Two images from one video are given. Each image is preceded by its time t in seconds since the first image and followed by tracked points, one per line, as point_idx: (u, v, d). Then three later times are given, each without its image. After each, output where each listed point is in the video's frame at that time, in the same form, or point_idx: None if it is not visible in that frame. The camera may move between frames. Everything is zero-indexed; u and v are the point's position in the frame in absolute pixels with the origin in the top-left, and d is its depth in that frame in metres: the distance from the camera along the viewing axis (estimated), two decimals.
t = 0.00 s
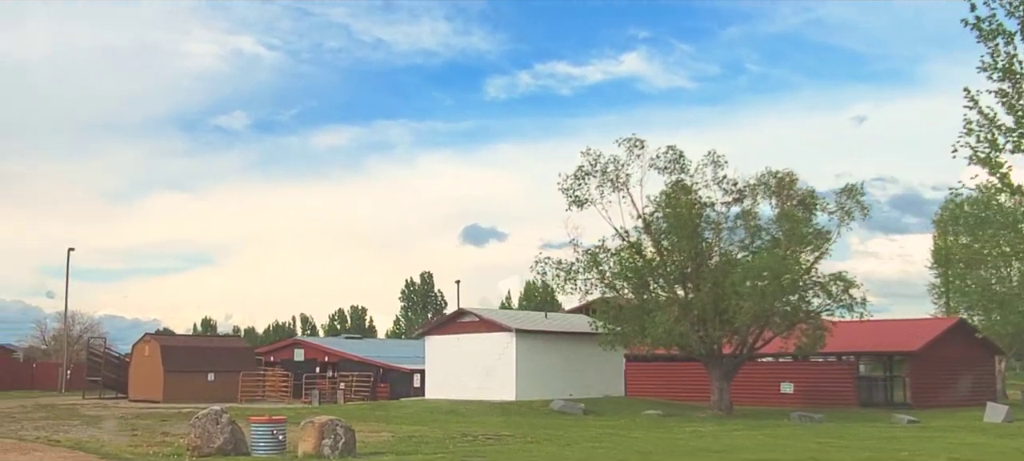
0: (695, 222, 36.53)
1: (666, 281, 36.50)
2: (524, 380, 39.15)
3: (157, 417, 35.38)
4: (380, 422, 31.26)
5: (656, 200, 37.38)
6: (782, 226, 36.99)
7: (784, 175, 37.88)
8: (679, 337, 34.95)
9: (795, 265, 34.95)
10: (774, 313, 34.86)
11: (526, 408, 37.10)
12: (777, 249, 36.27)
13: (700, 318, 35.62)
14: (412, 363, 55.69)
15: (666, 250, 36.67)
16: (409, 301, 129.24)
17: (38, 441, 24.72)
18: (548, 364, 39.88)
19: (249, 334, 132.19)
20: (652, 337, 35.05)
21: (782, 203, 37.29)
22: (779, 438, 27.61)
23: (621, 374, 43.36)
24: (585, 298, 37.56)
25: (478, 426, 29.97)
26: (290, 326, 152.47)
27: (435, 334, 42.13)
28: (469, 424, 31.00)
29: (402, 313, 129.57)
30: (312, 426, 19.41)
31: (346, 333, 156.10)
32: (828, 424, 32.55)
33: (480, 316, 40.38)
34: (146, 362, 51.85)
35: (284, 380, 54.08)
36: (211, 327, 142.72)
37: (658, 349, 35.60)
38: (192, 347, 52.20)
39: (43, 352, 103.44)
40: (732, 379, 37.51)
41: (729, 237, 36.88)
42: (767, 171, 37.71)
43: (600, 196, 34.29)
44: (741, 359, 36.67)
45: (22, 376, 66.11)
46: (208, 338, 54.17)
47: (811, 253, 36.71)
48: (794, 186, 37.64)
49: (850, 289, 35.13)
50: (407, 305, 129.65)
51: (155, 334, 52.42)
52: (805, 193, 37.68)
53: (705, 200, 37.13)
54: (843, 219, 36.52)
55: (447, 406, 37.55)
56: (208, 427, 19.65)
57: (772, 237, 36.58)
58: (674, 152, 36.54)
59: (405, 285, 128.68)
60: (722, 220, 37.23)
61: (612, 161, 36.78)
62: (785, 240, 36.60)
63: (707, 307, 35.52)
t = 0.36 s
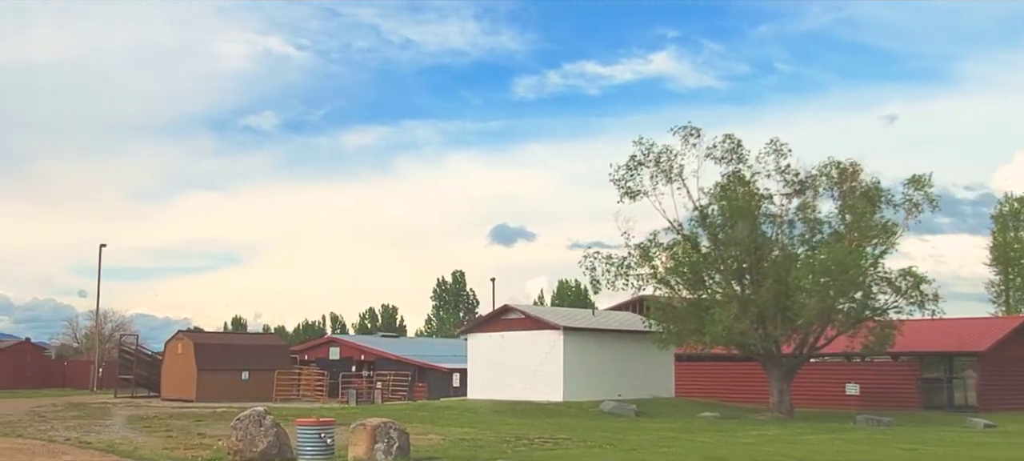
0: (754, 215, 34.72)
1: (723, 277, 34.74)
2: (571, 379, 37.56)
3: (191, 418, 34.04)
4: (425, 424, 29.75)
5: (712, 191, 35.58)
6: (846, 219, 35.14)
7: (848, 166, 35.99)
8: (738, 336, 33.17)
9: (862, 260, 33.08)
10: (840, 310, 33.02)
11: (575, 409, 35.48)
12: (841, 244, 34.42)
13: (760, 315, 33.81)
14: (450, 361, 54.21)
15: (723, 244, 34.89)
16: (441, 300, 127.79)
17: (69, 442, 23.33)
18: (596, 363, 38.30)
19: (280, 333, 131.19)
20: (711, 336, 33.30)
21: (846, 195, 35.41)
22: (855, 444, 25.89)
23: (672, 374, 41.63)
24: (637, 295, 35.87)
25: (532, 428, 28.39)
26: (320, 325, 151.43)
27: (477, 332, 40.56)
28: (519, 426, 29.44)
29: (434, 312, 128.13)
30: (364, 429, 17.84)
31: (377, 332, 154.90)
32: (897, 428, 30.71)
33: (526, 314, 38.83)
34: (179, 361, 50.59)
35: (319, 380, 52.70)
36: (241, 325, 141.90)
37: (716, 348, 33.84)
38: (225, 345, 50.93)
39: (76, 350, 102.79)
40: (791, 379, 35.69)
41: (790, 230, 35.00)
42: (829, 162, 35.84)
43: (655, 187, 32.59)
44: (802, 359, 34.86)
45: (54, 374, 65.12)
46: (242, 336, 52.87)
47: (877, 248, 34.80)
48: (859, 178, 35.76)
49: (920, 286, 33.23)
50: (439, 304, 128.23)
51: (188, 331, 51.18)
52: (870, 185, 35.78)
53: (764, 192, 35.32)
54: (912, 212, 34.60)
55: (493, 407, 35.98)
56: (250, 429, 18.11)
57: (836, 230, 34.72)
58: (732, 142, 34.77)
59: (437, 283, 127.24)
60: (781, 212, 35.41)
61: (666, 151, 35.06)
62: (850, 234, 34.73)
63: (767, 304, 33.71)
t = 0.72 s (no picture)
0: (830, 204, 32.64)
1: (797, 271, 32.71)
2: (631, 379, 35.66)
3: (235, 418, 32.44)
4: (483, 427, 27.96)
5: (784, 180, 33.60)
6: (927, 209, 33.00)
7: (931, 154, 33.79)
8: (815, 333, 31.12)
9: (949, 253, 30.89)
10: (924, 306, 30.90)
11: (638, 411, 33.58)
12: (924, 236, 32.27)
13: (837, 312, 31.73)
14: (498, 360, 52.45)
15: (797, 236, 32.82)
16: (480, 297, 126.19)
17: (110, 444, 21.68)
18: (658, 362, 36.38)
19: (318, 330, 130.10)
20: (785, 333, 31.26)
21: (929, 185, 33.27)
22: (957, 453, 23.84)
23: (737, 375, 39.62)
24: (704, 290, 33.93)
25: (601, 432, 26.52)
26: (357, 323, 150.24)
27: (531, 330, 38.68)
28: (585, 430, 27.59)
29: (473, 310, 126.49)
30: (433, 434, 16.09)
31: (415, 329, 153.66)
32: (990, 435, 28.58)
33: (583, 311, 36.95)
34: (221, 358, 49.10)
35: (364, 378, 51.03)
36: (278, 323, 140.96)
37: (790, 345, 31.81)
38: (269, 342, 49.34)
39: (115, 347, 101.97)
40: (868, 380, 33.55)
41: (869, 222, 32.92)
42: (910, 150, 33.77)
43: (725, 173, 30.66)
44: (881, 359, 32.73)
45: (93, 370, 63.92)
46: (284, 332, 51.29)
47: (964, 240, 32.54)
48: (941, 166, 33.57)
49: (1011, 281, 30.99)
50: (478, 301, 126.59)
51: (231, 328, 49.68)
52: (954, 173, 33.57)
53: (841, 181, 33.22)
54: (1002, 202, 32.37)
55: (551, 409, 34.13)
56: (307, 433, 16.39)
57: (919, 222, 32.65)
58: (807, 127, 32.70)
59: (476, 281, 125.65)
60: (858, 203, 33.30)
61: (735, 137, 33.14)
62: (934, 225, 32.56)
63: (846, 300, 31.59)
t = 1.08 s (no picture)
0: (921, 196, 30.50)
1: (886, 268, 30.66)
2: (704, 381, 33.65)
3: (288, 419, 30.82)
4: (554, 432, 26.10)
5: (869, 171, 31.55)
6: None
7: None
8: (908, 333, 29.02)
9: None
10: None
11: (713, 416, 31.58)
12: None
13: (931, 311, 29.58)
14: (553, 361, 50.55)
15: (887, 231, 30.82)
16: (525, 298, 124.33)
17: (158, 448, 19.95)
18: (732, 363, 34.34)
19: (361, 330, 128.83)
20: (875, 333, 29.19)
21: None
22: None
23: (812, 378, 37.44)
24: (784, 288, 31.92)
25: (683, 439, 24.54)
26: (400, 323, 148.91)
27: (594, 329, 36.78)
28: (663, 436, 25.66)
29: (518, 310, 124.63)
30: (523, 443, 14.25)
31: (458, 330, 152.10)
32: None
33: (652, 309, 34.99)
34: (269, 356, 47.63)
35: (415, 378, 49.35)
36: (321, 322, 139.96)
37: (879, 346, 29.70)
38: (319, 340, 47.78)
39: (160, 345, 101.08)
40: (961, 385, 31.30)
41: (965, 214, 30.50)
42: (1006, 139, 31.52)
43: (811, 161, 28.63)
44: (976, 362, 30.50)
45: (138, 369, 62.76)
46: (334, 331, 49.74)
47: None
48: None
49: None
50: (523, 302, 124.72)
51: (279, 326, 48.17)
52: None
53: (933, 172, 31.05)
54: None
55: (620, 413, 32.20)
56: (381, 441, 14.65)
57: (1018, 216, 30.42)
58: (896, 114, 30.59)
59: (522, 280, 123.77)
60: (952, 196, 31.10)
61: (819, 125, 31.10)
62: None
63: (940, 299, 29.43)
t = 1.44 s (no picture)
0: None
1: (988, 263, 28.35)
2: (785, 384, 31.51)
3: (343, 421, 29.09)
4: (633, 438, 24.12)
5: (967, 158, 29.19)
6: None
7: None
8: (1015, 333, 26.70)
9: None
10: None
11: (796, 421, 29.45)
12: None
13: None
14: (612, 360, 48.54)
15: (988, 223, 28.48)
16: (572, 297, 122.30)
17: (212, 454, 18.17)
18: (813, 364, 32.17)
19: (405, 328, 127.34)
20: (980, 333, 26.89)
21: None
22: None
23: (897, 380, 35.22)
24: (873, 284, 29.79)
25: (776, 447, 22.53)
26: (444, 322, 147.40)
27: (664, 328, 34.76)
28: (752, 444, 23.62)
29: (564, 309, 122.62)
30: (634, 453, 12.39)
31: (502, 329, 150.34)
32: None
33: (726, 306, 32.90)
34: (319, 355, 46.05)
35: (469, 378, 47.57)
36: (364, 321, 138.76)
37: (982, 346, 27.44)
38: (370, 338, 46.15)
39: (205, 343, 100.14)
40: None
41: None
42: None
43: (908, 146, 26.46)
44: None
45: (184, 366, 61.47)
46: (385, 328, 48.05)
47: None
48: None
49: None
50: (569, 301, 122.70)
51: (329, 323, 46.57)
52: None
53: None
54: None
55: (696, 417, 30.15)
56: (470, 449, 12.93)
57: None
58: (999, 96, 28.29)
59: (568, 279, 121.72)
60: None
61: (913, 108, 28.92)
62: None
63: None
